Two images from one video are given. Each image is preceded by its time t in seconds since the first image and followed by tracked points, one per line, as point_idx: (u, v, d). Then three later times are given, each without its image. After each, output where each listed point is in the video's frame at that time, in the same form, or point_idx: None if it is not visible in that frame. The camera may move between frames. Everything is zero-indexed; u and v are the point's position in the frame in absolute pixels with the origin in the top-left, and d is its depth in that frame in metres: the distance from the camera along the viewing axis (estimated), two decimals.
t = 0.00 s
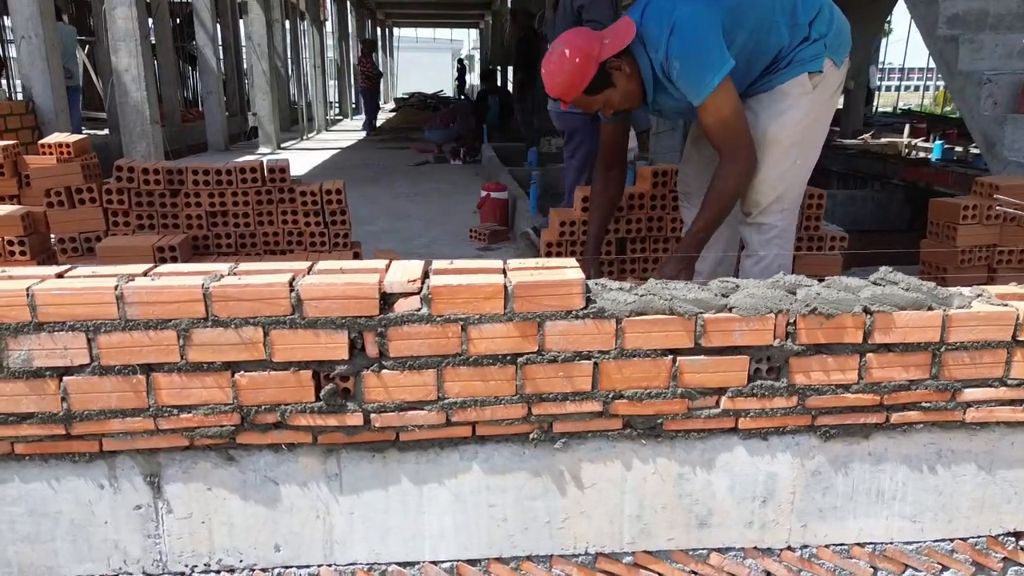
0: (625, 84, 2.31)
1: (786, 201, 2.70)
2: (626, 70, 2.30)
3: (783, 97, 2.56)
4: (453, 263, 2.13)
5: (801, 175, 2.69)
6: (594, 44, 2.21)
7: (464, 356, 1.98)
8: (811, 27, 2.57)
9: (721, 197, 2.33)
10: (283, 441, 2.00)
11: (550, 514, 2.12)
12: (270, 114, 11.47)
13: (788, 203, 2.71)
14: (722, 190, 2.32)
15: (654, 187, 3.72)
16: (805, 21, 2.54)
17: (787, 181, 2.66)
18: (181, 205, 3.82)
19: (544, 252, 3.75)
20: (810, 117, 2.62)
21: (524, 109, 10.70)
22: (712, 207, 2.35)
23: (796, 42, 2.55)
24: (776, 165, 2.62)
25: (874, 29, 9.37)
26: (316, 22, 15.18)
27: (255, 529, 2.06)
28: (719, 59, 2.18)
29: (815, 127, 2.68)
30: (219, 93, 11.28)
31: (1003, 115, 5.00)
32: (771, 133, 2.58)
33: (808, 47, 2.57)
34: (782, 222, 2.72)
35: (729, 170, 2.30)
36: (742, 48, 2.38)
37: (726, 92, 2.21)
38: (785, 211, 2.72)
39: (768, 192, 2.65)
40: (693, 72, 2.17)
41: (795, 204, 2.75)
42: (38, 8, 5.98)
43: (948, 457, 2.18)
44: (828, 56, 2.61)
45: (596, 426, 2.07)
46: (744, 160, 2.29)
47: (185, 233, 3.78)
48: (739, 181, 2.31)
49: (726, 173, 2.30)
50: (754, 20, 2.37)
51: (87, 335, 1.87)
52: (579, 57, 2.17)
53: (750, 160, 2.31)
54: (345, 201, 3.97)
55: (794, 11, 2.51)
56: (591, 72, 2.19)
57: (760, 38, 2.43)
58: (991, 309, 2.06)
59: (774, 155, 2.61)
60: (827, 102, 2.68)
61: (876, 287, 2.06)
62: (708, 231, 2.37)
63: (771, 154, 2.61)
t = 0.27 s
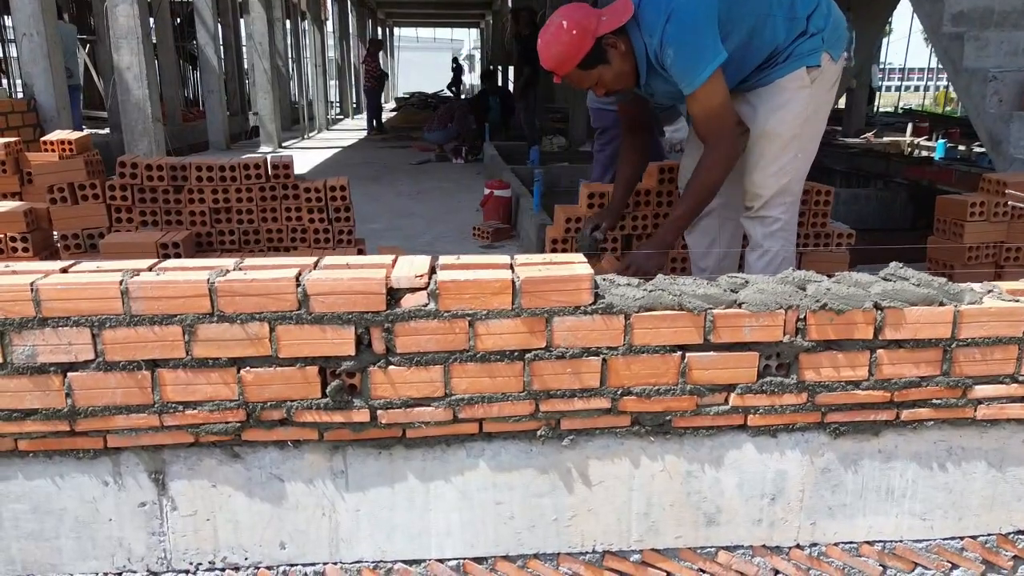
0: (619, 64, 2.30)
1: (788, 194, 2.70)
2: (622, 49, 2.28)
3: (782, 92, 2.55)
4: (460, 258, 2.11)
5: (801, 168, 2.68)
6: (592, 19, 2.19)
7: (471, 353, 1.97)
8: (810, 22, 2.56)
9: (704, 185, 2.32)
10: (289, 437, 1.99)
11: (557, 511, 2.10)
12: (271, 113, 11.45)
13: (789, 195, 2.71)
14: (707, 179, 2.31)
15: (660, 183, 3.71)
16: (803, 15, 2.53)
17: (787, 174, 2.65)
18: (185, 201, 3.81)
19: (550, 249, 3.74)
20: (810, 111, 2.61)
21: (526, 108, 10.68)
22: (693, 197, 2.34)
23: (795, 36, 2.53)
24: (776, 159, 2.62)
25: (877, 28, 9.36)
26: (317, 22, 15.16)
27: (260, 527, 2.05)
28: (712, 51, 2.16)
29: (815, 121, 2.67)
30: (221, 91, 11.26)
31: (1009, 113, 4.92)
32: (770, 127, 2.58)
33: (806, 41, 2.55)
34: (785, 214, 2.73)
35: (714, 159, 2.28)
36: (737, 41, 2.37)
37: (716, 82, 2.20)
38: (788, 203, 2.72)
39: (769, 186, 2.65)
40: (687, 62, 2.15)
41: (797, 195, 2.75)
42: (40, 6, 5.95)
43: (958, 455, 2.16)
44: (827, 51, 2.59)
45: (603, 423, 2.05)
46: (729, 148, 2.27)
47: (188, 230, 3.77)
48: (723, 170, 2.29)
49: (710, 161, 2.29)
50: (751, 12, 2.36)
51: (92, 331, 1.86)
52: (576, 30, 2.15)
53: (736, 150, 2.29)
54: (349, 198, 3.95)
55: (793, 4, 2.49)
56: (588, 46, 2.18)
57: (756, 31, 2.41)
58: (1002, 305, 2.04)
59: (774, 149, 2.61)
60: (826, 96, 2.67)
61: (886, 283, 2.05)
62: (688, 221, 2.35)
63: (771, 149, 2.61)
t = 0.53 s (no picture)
0: (613, 75, 2.30)
1: (781, 196, 2.69)
2: (616, 60, 2.28)
3: (773, 94, 2.54)
4: (458, 262, 2.10)
5: (793, 171, 2.67)
6: (587, 31, 2.21)
7: (470, 357, 1.95)
8: (802, 27, 2.57)
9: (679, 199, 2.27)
10: (287, 442, 1.98)
11: (556, 517, 2.09)
12: (271, 113, 11.43)
13: (783, 197, 2.69)
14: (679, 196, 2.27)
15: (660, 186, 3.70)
16: (795, 22, 2.53)
17: (779, 177, 2.64)
18: (183, 204, 3.79)
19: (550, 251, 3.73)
20: (803, 113, 2.60)
21: (526, 108, 10.67)
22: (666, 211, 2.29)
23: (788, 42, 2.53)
24: (767, 160, 2.61)
25: (878, 29, 9.35)
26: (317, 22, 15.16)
27: (258, 532, 2.03)
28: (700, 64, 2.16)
29: (808, 123, 2.66)
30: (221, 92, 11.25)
31: (1011, 114, 5.01)
32: (762, 129, 2.58)
33: (799, 46, 2.55)
34: (780, 216, 2.71)
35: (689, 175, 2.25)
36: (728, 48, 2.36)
37: (700, 95, 2.18)
38: (782, 205, 2.70)
39: (761, 187, 2.64)
40: (677, 74, 2.14)
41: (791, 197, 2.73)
42: (39, 6, 5.93)
43: (960, 459, 2.15)
44: (819, 55, 2.59)
45: (603, 428, 2.04)
46: (705, 167, 2.24)
47: (186, 232, 3.75)
48: (695, 189, 2.26)
49: (686, 177, 2.26)
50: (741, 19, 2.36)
51: (88, 335, 1.84)
52: (571, 41, 2.17)
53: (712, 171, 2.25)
54: (348, 200, 3.94)
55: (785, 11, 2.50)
56: (582, 57, 2.19)
57: (748, 38, 2.41)
58: (1005, 309, 2.03)
59: (766, 150, 2.60)
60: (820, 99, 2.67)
61: (888, 287, 2.03)
62: (658, 234, 2.32)
63: (763, 150, 2.60)
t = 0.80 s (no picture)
0: (605, 70, 2.30)
1: (779, 196, 2.66)
2: (608, 54, 2.28)
3: (768, 94, 2.54)
4: (452, 265, 2.09)
5: (790, 172, 2.66)
6: (580, 24, 2.20)
7: (463, 360, 1.95)
8: (798, 28, 2.56)
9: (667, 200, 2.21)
10: (279, 446, 1.97)
11: (551, 520, 2.08)
12: (270, 113, 11.42)
13: (782, 197, 2.67)
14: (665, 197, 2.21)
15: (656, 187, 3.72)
16: (791, 22, 2.52)
17: (776, 178, 2.62)
18: (178, 205, 3.78)
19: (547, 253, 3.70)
20: (799, 113, 2.59)
21: (524, 109, 10.67)
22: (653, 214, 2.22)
23: (783, 42, 2.52)
24: (763, 159, 2.59)
25: (877, 29, 9.35)
26: (316, 22, 15.15)
27: (251, 536, 2.03)
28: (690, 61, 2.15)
29: (805, 123, 2.65)
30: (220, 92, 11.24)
31: (1010, 115, 5.01)
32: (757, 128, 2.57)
33: (794, 47, 2.54)
34: (779, 215, 2.67)
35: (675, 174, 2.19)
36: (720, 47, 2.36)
37: (688, 94, 2.16)
38: (780, 205, 2.67)
39: (757, 187, 2.62)
40: (666, 71, 2.13)
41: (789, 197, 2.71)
42: (37, 6, 5.93)
43: (955, 463, 2.14)
44: (816, 56, 2.58)
45: (597, 432, 2.03)
46: (690, 167, 2.17)
47: (181, 234, 3.75)
48: (681, 191, 2.19)
49: (672, 176, 2.20)
50: (733, 19, 2.36)
51: (80, 339, 1.84)
52: (563, 34, 2.17)
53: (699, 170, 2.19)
54: (344, 202, 3.94)
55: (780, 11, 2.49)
56: (574, 50, 2.19)
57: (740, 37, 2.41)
58: (1000, 313, 2.02)
59: (762, 149, 2.58)
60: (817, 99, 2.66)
61: (883, 290, 2.03)
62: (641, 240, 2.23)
63: (758, 149, 2.59)
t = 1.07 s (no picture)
0: (602, 47, 2.26)
1: (792, 204, 2.63)
2: (607, 31, 2.23)
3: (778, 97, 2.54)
4: (445, 265, 2.08)
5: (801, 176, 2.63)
6: None
7: (455, 361, 1.94)
8: (809, 26, 2.53)
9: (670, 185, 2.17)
10: (271, 448, 1.96)
11: (544, 522, 2.08)
12: (268, 113, 11.42)
13: (795, 204, 2.64)
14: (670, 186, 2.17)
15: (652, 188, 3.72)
16: (800, 18, 2.49)
17: (787, 182, 2.60)
18: (172, 206, 3.78)
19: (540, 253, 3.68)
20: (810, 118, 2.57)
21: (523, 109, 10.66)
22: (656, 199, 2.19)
23: (791, 39, 2.50)
24: (775, 165, 2.58)
25: (876, 29, 9.34)
26: (316, 23, 15.15)
27: (242, 537, 2.02)
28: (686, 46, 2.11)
29: (817, 128, 2.63)
30: (218, 92, 11.23)
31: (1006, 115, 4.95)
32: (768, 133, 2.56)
33: (803, 45, 2.52)
34: (790, 223, 2.65)
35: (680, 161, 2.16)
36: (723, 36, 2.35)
37: (687, 79, 2.11)
38: (792, 212, 2.65)
39: (769, 193, 2.61)
40: (662, 52, 2.10)
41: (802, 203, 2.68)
42: (33, 6, 5.94)
43: (950, 464, 2.14)
44: (827, 56, 2.56)
45: (590, 433, 2.02)
46: (694, 149, 2.14)
47: (175, 235, 3.75)
48: (686, 172, 2.15)
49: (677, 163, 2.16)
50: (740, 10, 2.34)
51: (69, 340, 1.83)
52: (562, 7, 2.15)
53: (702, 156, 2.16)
54: (339, 202, 3.93)
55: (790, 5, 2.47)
56: (571, 24, 2.17)
57: (745, 26, 2.38)
58: (994, 313, 2.01)
59: (772, 155, 2.57)
60: (831, 102, 2.63)
61: (877, 291, 2.02)
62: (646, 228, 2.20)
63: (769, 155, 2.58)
